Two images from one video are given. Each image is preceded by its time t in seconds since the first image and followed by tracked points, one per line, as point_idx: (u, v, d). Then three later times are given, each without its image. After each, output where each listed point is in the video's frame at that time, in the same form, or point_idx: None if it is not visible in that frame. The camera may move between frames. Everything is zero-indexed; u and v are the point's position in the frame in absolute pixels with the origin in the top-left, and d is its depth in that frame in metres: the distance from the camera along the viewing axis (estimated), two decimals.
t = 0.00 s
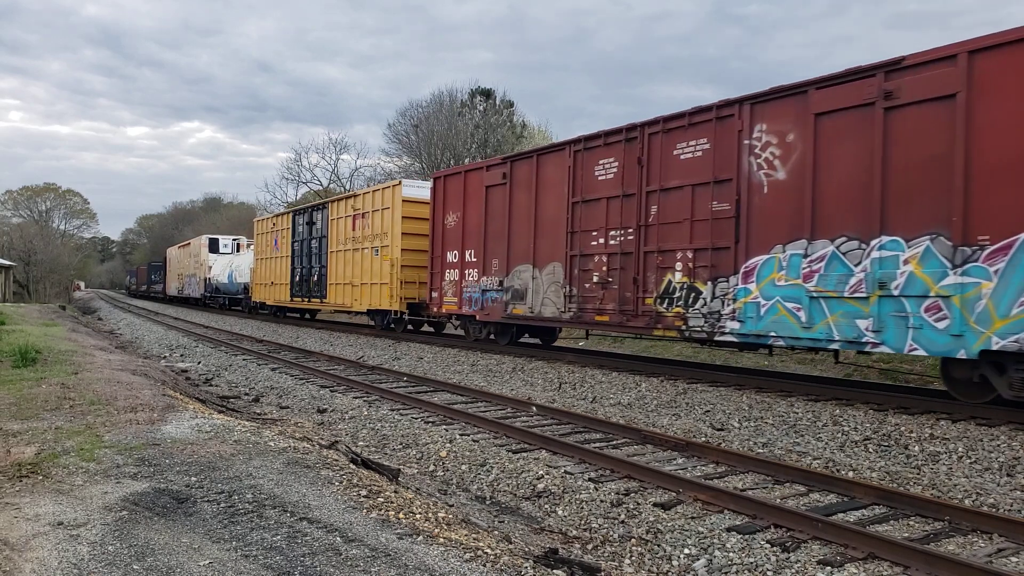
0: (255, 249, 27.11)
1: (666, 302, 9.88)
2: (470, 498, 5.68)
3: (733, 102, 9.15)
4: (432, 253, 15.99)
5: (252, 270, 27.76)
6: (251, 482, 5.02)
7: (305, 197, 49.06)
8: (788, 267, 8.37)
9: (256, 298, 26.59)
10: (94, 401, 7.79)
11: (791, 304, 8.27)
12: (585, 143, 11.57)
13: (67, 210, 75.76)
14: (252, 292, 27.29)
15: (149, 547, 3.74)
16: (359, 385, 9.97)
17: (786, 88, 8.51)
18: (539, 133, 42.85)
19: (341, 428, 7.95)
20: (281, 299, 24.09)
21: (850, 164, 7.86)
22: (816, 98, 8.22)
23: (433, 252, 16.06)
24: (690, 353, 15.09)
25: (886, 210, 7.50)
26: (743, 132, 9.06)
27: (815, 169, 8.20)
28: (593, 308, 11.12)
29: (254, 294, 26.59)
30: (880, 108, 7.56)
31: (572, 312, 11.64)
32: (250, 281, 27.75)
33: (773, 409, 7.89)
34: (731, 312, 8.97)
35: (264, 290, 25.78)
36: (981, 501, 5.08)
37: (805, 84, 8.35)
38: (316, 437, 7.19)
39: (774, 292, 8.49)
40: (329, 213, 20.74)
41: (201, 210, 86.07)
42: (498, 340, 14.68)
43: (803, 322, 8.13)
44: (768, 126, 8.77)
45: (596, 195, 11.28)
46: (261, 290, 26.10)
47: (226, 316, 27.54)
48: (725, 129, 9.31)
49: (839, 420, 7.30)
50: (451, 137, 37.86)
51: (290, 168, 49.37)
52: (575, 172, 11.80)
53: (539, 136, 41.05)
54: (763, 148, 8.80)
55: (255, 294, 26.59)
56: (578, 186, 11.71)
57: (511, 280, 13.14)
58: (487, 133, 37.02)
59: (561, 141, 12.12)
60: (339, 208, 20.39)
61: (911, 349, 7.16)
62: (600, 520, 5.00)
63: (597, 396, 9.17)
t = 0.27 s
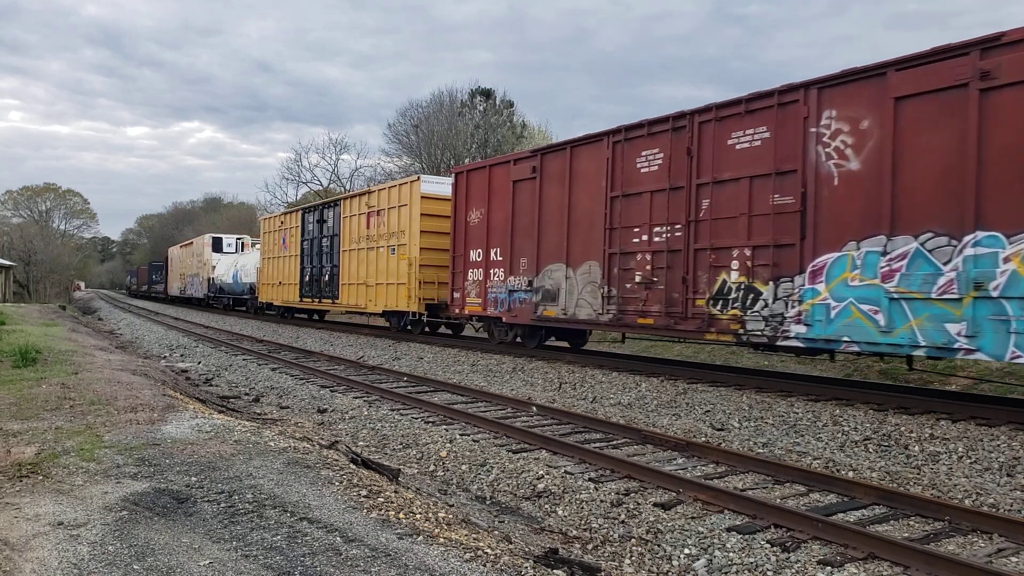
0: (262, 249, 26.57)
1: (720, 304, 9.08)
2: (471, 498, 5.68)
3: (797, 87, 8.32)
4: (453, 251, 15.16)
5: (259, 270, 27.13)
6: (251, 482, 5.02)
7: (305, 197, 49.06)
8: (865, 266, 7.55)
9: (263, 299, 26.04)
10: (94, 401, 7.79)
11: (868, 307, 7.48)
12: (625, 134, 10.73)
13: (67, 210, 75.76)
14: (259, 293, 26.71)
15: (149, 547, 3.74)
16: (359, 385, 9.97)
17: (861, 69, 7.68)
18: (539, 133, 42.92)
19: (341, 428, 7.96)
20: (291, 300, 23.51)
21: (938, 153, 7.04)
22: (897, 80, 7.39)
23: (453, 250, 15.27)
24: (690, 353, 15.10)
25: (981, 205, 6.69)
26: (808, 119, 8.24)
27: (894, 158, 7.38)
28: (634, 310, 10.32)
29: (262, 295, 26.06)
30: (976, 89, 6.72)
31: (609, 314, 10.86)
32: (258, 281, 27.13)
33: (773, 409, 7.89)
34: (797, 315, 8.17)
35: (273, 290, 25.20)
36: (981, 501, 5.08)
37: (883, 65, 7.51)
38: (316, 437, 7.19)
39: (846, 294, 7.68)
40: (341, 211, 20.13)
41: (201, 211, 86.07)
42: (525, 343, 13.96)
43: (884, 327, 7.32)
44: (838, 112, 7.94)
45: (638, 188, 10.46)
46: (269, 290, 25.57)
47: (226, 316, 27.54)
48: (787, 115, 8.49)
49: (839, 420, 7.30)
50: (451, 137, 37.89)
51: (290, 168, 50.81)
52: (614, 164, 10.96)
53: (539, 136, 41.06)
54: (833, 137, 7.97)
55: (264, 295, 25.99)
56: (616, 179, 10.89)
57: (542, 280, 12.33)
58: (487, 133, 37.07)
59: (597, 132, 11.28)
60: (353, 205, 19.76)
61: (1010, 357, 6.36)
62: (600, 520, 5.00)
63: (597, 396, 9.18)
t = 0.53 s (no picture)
0: (268, 248, 25.93)
1: (783, 306, 8.32)
2: (470, 498, 5.67)
3: (873, 68, 7.55)
4: (477, 250, 14.40)
5: (265, 269, 26.43)
6: (251, 482, 5.03)
7: (305, 197, 49.05)
8: (955, 264, 6.78)
9: (271, 300, 25.41)
10: (94, 401, 7.79)
11: (958, 308, 6.74)
12: (671, 122, 9.95)
13: (67, 210, 75.74)
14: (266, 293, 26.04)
15: (149, 547, 3.74)
16: (359, 385, 9.97)
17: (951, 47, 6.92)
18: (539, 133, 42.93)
19: (341, 428, 7.95)
20: (300, 301, 22.88)
21: None
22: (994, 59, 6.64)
23: (475, 248, 14.50)
24: (690, 353, 15.12)
25: None
26: (886, 103, 7.47)
27: (991, 146, 6.63)
28: (683, 313, 9.55)
29: (268, 295, 25.44)
30: None
31: (652, 317, 10.07)
32: (265, 281, 26.44)
33: (773, 409, 7.88)
34: (875, 319, 7.40)
35: (281, 291, 24.50)
36: (981, 501, 5.08)
37: (978, 42, 6.76)
38: (316, 437, 7.18)
39: (932, 295, 6.94)
40: (353, 208, 19.39)
41: (201, 211, 86.08)
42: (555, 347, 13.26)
43: (979, 331, 6.58)
44: (924, 96, 7.18)
45: (687, 181, 9.68)
46: (276, 291, 24.93)
47: (226, 316, 27.53)
48: (862, 100, 7.71)
49: (839, 420, 7.30)
50: (451, 137, 37.89)
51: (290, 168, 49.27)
52: (659, 155, 10.17)
53: (539, 135, 41.04)
54: (917, 123, 7.21)
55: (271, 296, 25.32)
56: (661, 172, 10.11)
57: (577, 280, 11.55)
58: (487, 133, 37.09)
59: (639, 121, 10.50)
60: (367, 202, 19.02)
61: None
62: (601, 520, 5.00)
63: (597, 396, 9.17)
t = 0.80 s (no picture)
0: (275, 247, 25.38)
1: (857, 308, 7.64)
2: (470, 498, 5.68)
3: (966, 46, 6.90)
4: (503, 249, 13.76)
5: (272, 268, 25.84)
6: (251, 482, 5.03)
7: (305, 197, 49.02)
8: None
9: (278, 300, 24.85)
10: (94, 401, 7.79)
11: None
12: (726, 111, 9.27)
13: (67, 210, 75.71)
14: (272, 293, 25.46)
15: (149, 547, 3.74)
16: (359, 385, 9.97)
17: None
18: (539, 133, 42.89)
19: (341, 428, 7.95)
20: (309, 301, 22.29)
21: None
22: None
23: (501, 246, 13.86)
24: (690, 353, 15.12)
25: None
26: (982, 84, 6.79)
27: None
28: (741, 315, 8.87)
29: (275, 295, 24.86)
30: None
31: (704, 320, 9.40)
32: (272, 280, 25.83)
33: (773, 409, 7.88)
34: (967, 323, 6.75)
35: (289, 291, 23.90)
36: (981, 501, 5.08)
37: None
38: (316, 437, 7.18)
39: None
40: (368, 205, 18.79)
41: (201, 211, 86.07)
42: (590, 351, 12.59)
43: None
44: None
45: (744, 173, 8.98)
46: (285, 291, 24.36)
47: (226, 316, 27.52)
48: (950, 82, 7.05)
49: (839, 420, 7.30)
50: (451, 137, 37.85)
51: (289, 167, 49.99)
52: (711, 147, 9.50)
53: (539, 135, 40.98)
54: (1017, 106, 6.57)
55: (280, 296, 24.73)
56: (714, 163, 9.42)
57: (616, 280, 10.91)
58: (487, 133, 37.06)
59: (689, 110, 9.83)
60: (382, 198, 18.43)
61: None
62: (600, 520, 5.00)
63: (597, 396, 9.17)
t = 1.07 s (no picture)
0: (284, 245, 24.77)
1: (946, 311, 6.95)
2: (470, 498, 5.67)
3: None
4: (533, 246, 13.05)
5: (281, 268, 25.21)
6: (251, 482, 5.03)
7: (305, 197, 48.98)
8: None
9: (288, 300, 24.30)
10: (94, 401, 7.79)
11: None
12: (790, 96, 8.51)
13: (67, 210, 75.76)
14: (281, 293, 24.87)
15: (149, 547, 3.74)
16: (360, 385, 9.97)
17: None
18: (539, 133, 42.81)
19: (341, 428, 7.95)
20: (320, 302, 21.73)
21: None
22: None
23: (530, 243, 13.18)
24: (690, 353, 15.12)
25: None
26: None
27: None
28: (808, 318, 8.17)
29: (285, 295, 24.32)
30: None
31: (764, 323, 8.69)
32: (281, 280, 25.21)
33: (773, 409, 7.88)
34: None
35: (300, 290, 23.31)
36: (981, 501, 5.08)
37: None
38: (316, 437, 7.18)
39: None
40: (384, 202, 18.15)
41: (201, 211, 86.05)
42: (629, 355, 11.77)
43: None
44: None
45: (811, 163, 8.25)
46: (294, 291, 23.80)
47: (226, 316, 27.52)
48: None
49: (839, 420, 7.30)
50: (451, 137, 37.80)
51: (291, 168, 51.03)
52: (772, 135, 8.73)
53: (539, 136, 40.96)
54: None
55: (289, 296, 24.15)
56: (775, 154, 8.68)
57: (661, 279, 10.19)
58: (487, 133, 37.01)
59: (745, 96, 9.07)
60: (399, 195, 17.79)
61: None
62: (600, 520, 5.00)
63: (597, 396, 9.17)
